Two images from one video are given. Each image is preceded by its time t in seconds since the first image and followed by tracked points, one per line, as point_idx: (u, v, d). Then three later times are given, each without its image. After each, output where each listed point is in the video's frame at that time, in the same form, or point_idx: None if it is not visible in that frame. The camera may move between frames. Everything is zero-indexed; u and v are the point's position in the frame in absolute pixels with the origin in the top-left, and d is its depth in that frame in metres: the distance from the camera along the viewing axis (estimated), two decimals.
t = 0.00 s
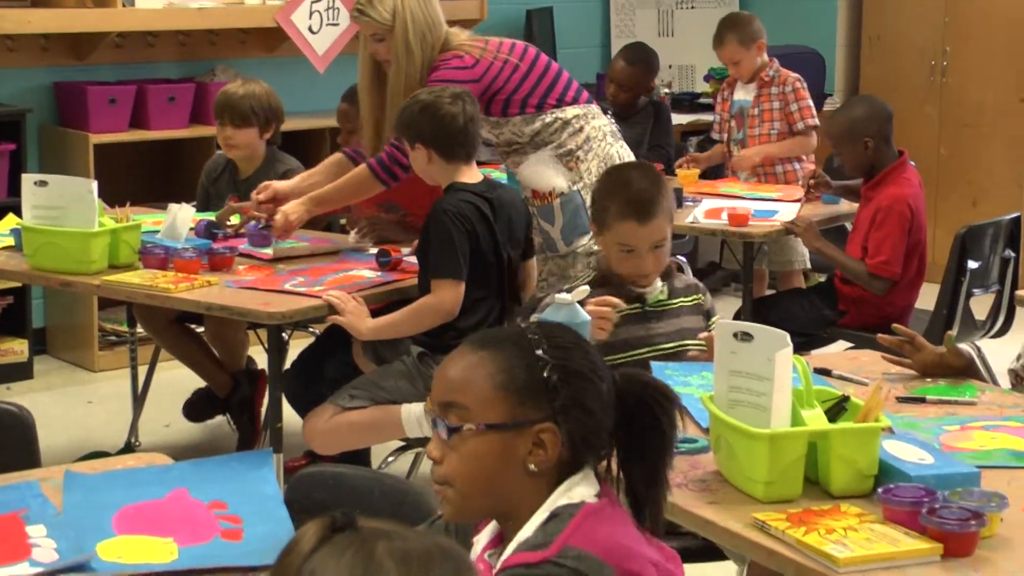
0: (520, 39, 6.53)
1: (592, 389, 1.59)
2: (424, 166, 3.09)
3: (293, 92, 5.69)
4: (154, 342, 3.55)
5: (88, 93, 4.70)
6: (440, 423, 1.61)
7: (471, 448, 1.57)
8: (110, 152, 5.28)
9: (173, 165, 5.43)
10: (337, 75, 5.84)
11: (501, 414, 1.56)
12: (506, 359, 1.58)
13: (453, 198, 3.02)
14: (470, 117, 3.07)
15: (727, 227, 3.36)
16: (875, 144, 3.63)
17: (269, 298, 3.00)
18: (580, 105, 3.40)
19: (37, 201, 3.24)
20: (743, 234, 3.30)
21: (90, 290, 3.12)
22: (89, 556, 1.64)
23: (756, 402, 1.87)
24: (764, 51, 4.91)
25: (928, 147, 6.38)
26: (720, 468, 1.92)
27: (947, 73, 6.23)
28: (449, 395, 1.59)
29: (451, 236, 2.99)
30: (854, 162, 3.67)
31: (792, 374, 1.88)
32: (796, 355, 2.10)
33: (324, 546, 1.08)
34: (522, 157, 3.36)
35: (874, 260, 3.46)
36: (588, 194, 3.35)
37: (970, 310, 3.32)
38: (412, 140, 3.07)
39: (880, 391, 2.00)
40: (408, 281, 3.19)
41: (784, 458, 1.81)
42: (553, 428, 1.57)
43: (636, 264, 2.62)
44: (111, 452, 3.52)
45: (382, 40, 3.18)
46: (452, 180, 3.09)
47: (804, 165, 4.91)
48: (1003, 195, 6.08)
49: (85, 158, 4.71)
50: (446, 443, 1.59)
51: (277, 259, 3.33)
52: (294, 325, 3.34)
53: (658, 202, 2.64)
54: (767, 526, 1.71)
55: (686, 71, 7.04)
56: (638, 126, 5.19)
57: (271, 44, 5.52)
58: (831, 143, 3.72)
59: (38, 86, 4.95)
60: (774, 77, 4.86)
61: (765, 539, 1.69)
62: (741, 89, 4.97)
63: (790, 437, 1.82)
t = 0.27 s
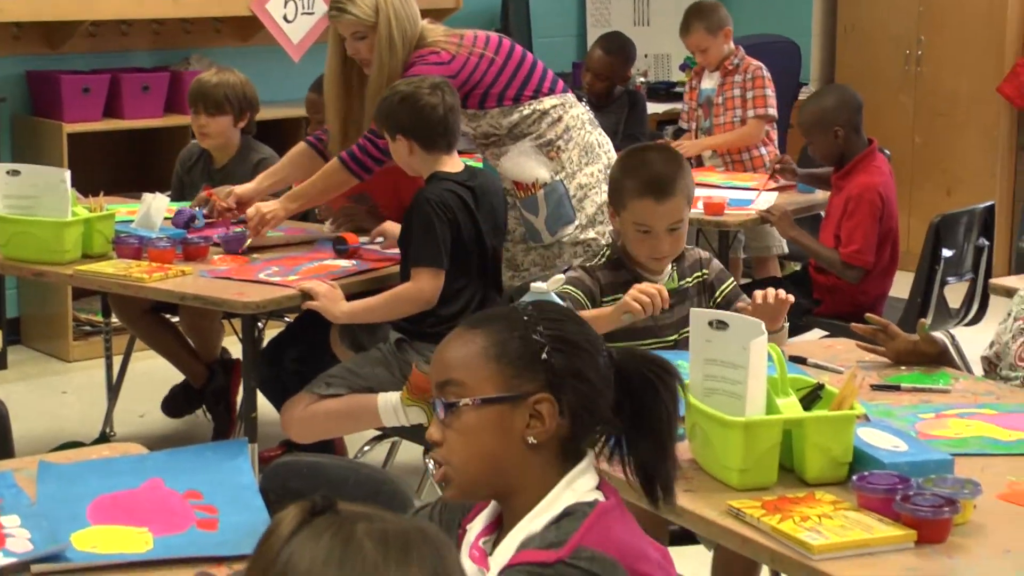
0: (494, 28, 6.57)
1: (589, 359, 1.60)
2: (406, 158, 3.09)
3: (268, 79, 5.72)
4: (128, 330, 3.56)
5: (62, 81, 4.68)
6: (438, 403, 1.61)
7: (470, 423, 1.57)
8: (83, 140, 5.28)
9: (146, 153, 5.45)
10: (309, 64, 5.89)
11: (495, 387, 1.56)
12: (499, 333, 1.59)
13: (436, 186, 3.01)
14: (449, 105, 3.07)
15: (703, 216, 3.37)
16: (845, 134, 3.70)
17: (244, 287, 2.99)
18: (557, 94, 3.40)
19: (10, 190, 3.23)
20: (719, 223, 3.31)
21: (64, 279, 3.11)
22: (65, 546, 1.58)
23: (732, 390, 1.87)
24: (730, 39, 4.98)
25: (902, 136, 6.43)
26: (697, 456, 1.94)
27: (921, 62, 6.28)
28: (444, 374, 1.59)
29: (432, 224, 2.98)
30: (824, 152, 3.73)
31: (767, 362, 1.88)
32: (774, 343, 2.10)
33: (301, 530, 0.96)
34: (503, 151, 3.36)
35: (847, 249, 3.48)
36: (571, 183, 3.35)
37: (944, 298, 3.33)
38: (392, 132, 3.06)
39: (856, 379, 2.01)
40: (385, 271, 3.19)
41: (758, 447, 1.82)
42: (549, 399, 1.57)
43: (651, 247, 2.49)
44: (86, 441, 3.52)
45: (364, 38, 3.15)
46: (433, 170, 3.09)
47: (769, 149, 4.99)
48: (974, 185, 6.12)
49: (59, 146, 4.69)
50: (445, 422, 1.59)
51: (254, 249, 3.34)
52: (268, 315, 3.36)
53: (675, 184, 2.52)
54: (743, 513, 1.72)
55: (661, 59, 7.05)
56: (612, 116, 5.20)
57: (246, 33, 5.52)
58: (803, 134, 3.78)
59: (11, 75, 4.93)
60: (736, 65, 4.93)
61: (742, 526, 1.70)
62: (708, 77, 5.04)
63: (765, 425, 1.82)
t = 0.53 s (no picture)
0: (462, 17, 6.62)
1: (560, 342, 1.55)
2: (376, 144, 3.09)
3: (237, 65, 5.79)
4: (99, 320, 3.59)
5: (31, 69, 4.65)
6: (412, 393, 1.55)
7: (441, 411, 1.51)
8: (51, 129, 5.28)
9: (115, 141, 5.46)
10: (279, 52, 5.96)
11: (466, 373, 1.51)
12: (469, 318, 1.54)
13: (404, 171, 3.01)
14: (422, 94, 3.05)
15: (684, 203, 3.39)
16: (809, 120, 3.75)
17: (214, 277, 2.97)
18: (545, 82, 3.38)
19: None
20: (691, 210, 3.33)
21: (34, 268, 3.09)
22: (34, 534, 1.56)
23: (704, 377, 1.87)
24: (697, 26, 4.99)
25: (873, 125, 6.46)
26: (668, 443, 1.94)
27: (892, 50, 6.30)
28: (416, 362, 1.54)
29: (404, 211, 2.98)
30: (789, 137, 3.79)
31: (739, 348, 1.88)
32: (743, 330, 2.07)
33: (276, 515, 0.96)
34: (492, 135, 3.32)
35: (816, 236, 3.49)
36: (558, 171, 3.35)
37: (915, 285, 3.35)
38: (363, 120, 3.06)
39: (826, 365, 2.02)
40: (354, 259, 3.20)
41: (729, 432, 1.82)
42: (521, 383, 1.51)
43: (636, 271, 2.41)
44: (57, 431, 3.52)
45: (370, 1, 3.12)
46: (403, 157, 3.09)
47: (739, 137, 5.00)
48: (944, 172, 6.17)
49: (27, 134, 4.68)
50: (418, 412, 1.53)
51: (225, 237, 3.34)
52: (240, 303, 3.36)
53: (676, 222, 2.38)
54: (713, 500, 1.72)
55: (633, 47, 7.07)
56: (584, 103, 5.22)
57: (216, 21, 5.55)
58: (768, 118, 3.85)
59: None
60: (705, 53, 4.94)
61: (711, 512, 1.71)
62: (677, 65, 5.06)
63: (733, 412, 1.83)
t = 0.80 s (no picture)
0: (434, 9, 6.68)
1: (516, 330, 1.53)
2: (347, 138, 3.10)
3: (207, 57, 5.86)
4: (71, 313, 3.61)
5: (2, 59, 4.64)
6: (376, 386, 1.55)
7: (400, 407, 1.51)
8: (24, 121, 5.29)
9: (87, 133, 5.47)
10: (252, 44, 6.03)
11: (424, 366, 1.50)
12: (425, 309, 1.52)
13: (377, 163, 3.01)
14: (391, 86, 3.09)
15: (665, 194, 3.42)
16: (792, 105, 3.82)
17: (187, 269, 2.95)
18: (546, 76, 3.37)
19: None
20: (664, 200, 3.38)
21: (4, 261, 3.07)
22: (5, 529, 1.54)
23: (676, 368, 1.87)
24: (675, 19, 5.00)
25: (847, 116, 6.50)
26: (640, 434, 1.93)
27: (865, 42, 6.33)
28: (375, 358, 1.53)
29: (377, 203, 2.97)
30: (770, 119, 3.84)
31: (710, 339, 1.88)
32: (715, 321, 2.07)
33: (254, 503, 0.94)
34: (496, 124, 3.25)
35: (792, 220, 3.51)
36: (553, 168, 3.33)
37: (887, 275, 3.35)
38: (333, 113, 3.09)
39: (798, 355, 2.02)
40: (327, 251, 3.19)
41: (703, 422, 1.82)
42: (478, 374, 1.50)
43: (610, 244, 2.38)
44: (28, 424, 3.51)
45: None
46: (375, 149, 3.10)
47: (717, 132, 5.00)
48: (917, 163, 6.28)
49: None
50: (384, 407, 1.52)
51: (197, 229, 3.34)
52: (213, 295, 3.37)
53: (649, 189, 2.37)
54: (686, 490, 1.70)
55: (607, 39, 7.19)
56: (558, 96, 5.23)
57: (188, 12, 5.62)
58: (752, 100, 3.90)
59: None
60: (683, 45, 4.95)
61: (683, 502, 1.69)
62: (654, 57, 5.06)
63: (706, 402, 1.82)
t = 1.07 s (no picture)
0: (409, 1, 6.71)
1: (487, 322, 1.51)
2: (317, 131, 3.09)
3: (182, 48, 5.89)
4: (45, 306, 3.62)
5: None
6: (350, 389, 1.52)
7: (381, 413, 1.47)
8: None
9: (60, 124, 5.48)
10: (225, 36, 6.06)
11: (398, 367, 1.47)
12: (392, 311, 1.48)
13: (350, 155, 2.99)
14: (359, 79, 3.09)
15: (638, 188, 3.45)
16: (759, 91, 3.98)
17: (161, 260, 2.94)
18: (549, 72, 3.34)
19: None
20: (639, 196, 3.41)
21: None
22: None
23: (651, 359, 1.85)
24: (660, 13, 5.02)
25: (821, 106, 6.59)
26: (615, 425, 1.92)
27: (837, 32, 6.42)
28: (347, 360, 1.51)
29: (349, 197, 2.96)
30: (734, 104, 4.00)
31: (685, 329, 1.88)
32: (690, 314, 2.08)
33: (228, 494, 0.93)
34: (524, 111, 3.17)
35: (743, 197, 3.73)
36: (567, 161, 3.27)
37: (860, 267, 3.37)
38: (301, 107, 3.07)
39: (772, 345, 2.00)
40: (301, 242, 3.18)
41: (676, 412, 1.81)
42: (455, 370, 1.47)
43: (595, 259, 2.38)
44: None
45: None
46: (345, 141, 3.09)
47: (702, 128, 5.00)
48: (893, 154, 6.34)
49: None
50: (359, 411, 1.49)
51: (171, 220, 3.33)
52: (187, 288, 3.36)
53: (630, 201, 2.41)
54: (660, 481, 1.70)
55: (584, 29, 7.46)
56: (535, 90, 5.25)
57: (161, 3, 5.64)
58: (718, 84, 4.05)
59: None
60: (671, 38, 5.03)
61: (658, 493, 1.68)
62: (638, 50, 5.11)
63: (679, 394, 1.81)
